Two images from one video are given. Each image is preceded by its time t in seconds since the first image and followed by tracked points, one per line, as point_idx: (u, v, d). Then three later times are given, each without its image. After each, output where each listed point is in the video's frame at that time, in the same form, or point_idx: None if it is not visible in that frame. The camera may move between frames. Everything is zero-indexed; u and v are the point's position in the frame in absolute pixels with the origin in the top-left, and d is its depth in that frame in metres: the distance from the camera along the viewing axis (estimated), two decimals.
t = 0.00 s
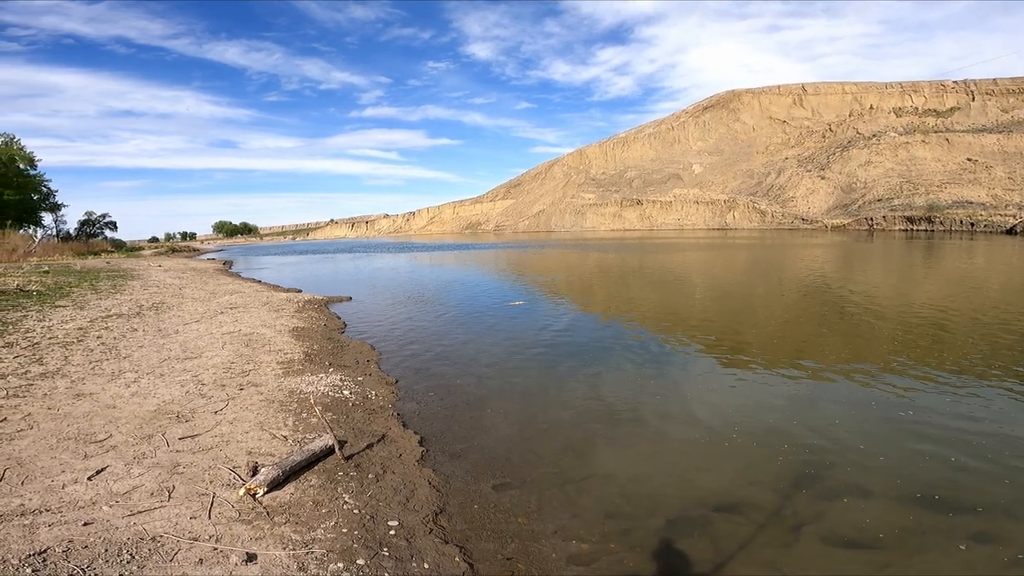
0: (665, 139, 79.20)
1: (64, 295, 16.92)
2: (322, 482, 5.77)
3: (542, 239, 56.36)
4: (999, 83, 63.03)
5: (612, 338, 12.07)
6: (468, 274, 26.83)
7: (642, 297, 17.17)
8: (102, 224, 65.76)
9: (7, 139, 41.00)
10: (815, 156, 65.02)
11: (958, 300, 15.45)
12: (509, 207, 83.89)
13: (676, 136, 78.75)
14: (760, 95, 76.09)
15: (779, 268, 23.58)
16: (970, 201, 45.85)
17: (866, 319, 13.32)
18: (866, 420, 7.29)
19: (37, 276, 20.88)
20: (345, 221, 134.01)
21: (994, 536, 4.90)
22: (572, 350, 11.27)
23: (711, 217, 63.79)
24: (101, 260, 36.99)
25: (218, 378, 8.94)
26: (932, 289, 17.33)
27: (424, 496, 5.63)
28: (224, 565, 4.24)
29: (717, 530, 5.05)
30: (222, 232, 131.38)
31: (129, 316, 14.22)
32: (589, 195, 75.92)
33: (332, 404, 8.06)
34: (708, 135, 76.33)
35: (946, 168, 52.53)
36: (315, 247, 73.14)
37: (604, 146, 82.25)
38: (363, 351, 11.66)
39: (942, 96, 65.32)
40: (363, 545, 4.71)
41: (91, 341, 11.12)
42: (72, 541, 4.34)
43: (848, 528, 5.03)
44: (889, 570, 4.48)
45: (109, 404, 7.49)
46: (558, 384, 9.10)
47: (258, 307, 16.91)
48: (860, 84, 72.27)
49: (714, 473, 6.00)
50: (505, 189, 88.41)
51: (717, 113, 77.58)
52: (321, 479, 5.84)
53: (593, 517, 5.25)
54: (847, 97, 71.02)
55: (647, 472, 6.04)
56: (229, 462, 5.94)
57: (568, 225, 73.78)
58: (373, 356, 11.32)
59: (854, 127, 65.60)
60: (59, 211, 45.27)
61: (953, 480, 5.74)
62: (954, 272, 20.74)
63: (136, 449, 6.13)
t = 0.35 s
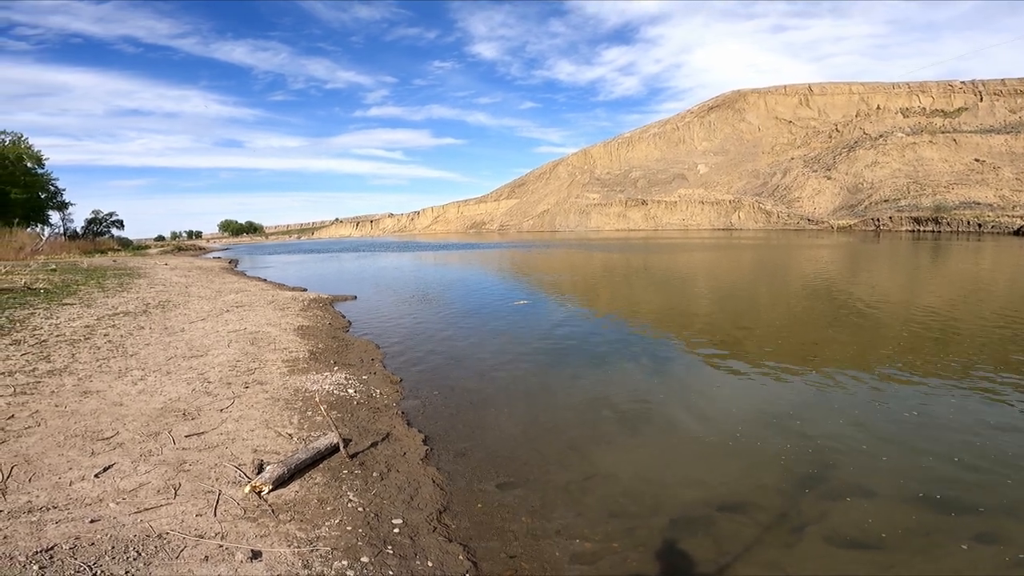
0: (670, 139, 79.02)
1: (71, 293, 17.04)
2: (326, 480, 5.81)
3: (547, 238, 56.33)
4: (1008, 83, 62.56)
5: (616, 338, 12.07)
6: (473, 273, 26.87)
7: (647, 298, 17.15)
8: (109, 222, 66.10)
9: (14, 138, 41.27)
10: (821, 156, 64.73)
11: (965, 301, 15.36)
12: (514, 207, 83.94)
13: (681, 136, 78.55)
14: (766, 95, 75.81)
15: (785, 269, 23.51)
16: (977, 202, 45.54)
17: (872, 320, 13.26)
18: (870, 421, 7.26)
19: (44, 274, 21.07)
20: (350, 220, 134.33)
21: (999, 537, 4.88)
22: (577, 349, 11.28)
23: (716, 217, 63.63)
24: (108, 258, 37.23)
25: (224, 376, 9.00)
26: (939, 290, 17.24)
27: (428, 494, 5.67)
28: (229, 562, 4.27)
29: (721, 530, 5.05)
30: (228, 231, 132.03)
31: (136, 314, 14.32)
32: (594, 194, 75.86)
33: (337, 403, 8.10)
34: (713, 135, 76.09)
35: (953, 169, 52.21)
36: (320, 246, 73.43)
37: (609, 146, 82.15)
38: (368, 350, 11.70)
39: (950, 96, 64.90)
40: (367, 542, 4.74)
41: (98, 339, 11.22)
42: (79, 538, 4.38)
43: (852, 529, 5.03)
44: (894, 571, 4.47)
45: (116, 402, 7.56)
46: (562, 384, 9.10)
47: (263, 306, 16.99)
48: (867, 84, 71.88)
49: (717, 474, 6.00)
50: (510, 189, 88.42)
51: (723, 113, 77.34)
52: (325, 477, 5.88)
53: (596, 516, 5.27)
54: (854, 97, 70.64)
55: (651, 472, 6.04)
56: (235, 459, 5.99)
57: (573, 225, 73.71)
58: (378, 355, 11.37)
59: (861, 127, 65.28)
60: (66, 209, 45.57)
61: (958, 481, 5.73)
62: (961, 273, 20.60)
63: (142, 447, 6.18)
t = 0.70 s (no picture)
0: (678, 138, 78.67)
1: (83, 290, 17.26)
2: (333, 477, 5.87)
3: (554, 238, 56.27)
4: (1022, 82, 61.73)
5: (622, 338, 12.07)
6: (479, 272, 26.93)
7: (653, 297, 17.13)
8: (120, 220, 66.75)
9: (27, 136, 41.73)
10: (831, 156, 64.20)
11: (977, 302, 15.21)
12: (521, 206, 83.94)
13: (689, 135, 78.17)
14: (775, 95, 75.31)
15: (793, 269, 23.40)
16: (990, 203, 45.02)
17: (881, 321, 13.18)
18: (877, 421, 7.25)
19: (56, 271, 21.33)
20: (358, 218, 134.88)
21: (1008, 539, 4.85)
22: (583, 349, 11.30)
23: (725, 217, 63.32)
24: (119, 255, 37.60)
25: (232, 373, 9.10)
26: (950, 291, 17.09)
27: (434, 492, 5.71)
28: (236, 558, 4.33)
29: (726, 530, 5.06)
30: (237, 229, 133.02)
31: (146, 311, 14.48)
32: (601, 194, 75.68)
33: (344, 400, 8.16)
34: (722, 135, 75.66)
35: (965, 169, 51.62)
36: (327, 245, 73.74)
37: (617, 145, 81.91)
38: (375, 348, 11.76)
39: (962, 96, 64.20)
40: (372, 540, 4.79)
41: (110, 336, 11.37)
42: (88, 534, 4.44)
43: (859, 530, 5.02)
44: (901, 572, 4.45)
45: (126, 398, 7.66)
46: (568, 383, 9.10)
47: (271, 303, 17.13)
48: (879, 83, 71.18)
49: (724, 474, 5.98)
50: (517, 188, 88.38)
51: (732, 112, 76.89)
52: (332, 474, 5.94)
53: (601, 515, 5.29)
54: (865, 97, 70.00)
55: (656, 472, 6.05)
56: (243, 456, 6.07)
57: (580, 225, 73.60)
58: (385, 353, 11.43)
59: (872, 127, 64.67)
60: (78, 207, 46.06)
61: (966, 483, 5.69)
62: (973, 274, 20.40)
63: (152, 443, 6.27)
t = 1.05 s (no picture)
0: (687, 140, 78.38)
1: (93, 287, 17.43)
2: (337, 475, 5.89)
3: (561, 239, 56.20)
4: None
5: (628, 340, 12.05)
6: (487, 273, 26.96)
7: (660, 300, 17.07)
8: (130, 217, 67.23)
9: (40, 133, 42.21)
10: (841, 159, 63.77)
11: (987, 308, 15.05)
12: (528, 207, 83.94)
13: (698, 137, 77.85)
14: (785, 97, 74.89)
15: (802, 273, 23.25)
16: (1002, 207, 44.57)
17: (889, 325, 13.07)
18: (882, 425, 7.20)
19: (67, 267, 21.57)
20: (366, 217, 135.38)
21: (1015, 545, 4.80)
22: (589, 350, 11.28)
23: (733, 219, 63.05)
24: (128, 252, 37.91)
25: (239, 371, 9.15)
26: (960, 295, 16.95)
27: (437, 492, 5.71)
28: (240, 556, 4.35)
29: (731, 533, 5.02)
30: (246, 227, 133.93)
31: (155, 308, 14.60)
32: (608, 195, 75.55)
33: (350, 399, 8.19)
34: (731, 137, 75.32)
35: (977, 173, 51.12)
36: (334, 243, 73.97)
37: (625, 146, 81.72)
38: (381, 347, 11.79)
39: (975, 100, 63.59)
40: (376, 539, 4.80)
41: (119, 332, 11.47)
42: (94, 531, 4.48)
43: (864, 534, 4.97)
44: None
45: (133, 395, 7.72)
46: (574, 385, 9.08)
47: (279, 301, 17.22)
48: (890, 86, 70.62)
49: (728, 477, 5.95)
50: (524, 189, 88.36)
51: (741, 114, 76.52)
52: (336, 472, 5.96)
53: (605, 517, 5.28)
54: (877, 100, 69.45)
55: (660, 474, 6.03)
56: (248, 454, 6.10)
57: (587, 226, 73.55)
58: (391, 352, 11.46)
59: (883, 130, 64.17)
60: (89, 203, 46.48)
61: (973, 489, 5.63)
62: (984, 279, 20.22)
63: (158, 440, 6.31)
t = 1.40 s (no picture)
0: (688, 140, 78.30)
1: (94, 286, 17.43)
2: (338, 475, 5.89)
3: (562, 239, 56.15)
4: None
5: (629, 340, 12.04)
6: (488, 273, 26.97)
7: (661, 300, 17.06)
8: (131, 216, 67.28)
9: (41, 133, 42.27)
10: (843, 159, 63.66)
11: (989, 308, 15.02)
12: (529, 207, 83.91)
13: (699, 137, 77.76)
14: (787, 97, 74.78)
15: (803, 273, 23.22)
16: (1003, 208, 44.45)
17: (890, 326, 13.04)
18: (882, 425, 7.20)
19: (68, 267, 21.60)
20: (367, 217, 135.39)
21: (1015, 545, 4.79)
22: (591, 350, 11.26)
23: (734, 219, 63.01)
24: (129, 252, 37.93)
25: (240, 370, 9.15)
26: (961, 296, 16.89)
27: (438, 492, 5.71)
28: (240, 556, 4.34)
29: (732, 533, 5.01)
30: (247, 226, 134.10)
31: (156, 308, 14.62)
32: (609, 195, 75.50)
33: (351, 399, 8.18)
34: (732, 137, 75.21)
35: (979, 174, 51.03)
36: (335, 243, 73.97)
37: (626, 146, 81.65)
38: (382, 347, 11.78)
39: (977, 100, 63.46)
40: (377, 539, 4.80)
41: (120, 331, 11.49)
42: (94, 531, 4.48)
43: (866, 535, 4.96)
44: None
45: (134, 394, 7.73)
46: (575, 385, 9.07)
47: (280, 301, 17.23)
48: (892, 86, 70.47)
49: (729, 478, 5.93)
50: (525, 189, 88.31)
51: (743, 114, 76.43)
52: (337, 472, 5.96)
53: (606, 517, 5.27)
54: (879, 99, 69.30)
55: (661, 474, 6.02)
56: (249, 453, 6.10)
57: (588, 226, 73.49)
58: (391, 352, 11.45)
59: (885, 130, 64.04)
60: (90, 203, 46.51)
61: (974, 489, 5.61)
62: (986, 280, 20.14)
63: (159, 439, 6.32)
